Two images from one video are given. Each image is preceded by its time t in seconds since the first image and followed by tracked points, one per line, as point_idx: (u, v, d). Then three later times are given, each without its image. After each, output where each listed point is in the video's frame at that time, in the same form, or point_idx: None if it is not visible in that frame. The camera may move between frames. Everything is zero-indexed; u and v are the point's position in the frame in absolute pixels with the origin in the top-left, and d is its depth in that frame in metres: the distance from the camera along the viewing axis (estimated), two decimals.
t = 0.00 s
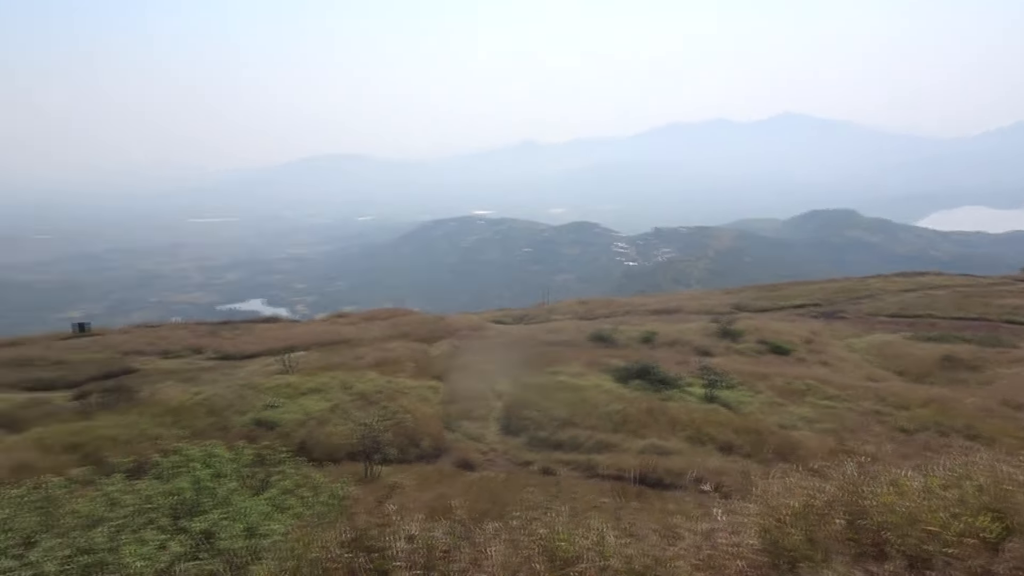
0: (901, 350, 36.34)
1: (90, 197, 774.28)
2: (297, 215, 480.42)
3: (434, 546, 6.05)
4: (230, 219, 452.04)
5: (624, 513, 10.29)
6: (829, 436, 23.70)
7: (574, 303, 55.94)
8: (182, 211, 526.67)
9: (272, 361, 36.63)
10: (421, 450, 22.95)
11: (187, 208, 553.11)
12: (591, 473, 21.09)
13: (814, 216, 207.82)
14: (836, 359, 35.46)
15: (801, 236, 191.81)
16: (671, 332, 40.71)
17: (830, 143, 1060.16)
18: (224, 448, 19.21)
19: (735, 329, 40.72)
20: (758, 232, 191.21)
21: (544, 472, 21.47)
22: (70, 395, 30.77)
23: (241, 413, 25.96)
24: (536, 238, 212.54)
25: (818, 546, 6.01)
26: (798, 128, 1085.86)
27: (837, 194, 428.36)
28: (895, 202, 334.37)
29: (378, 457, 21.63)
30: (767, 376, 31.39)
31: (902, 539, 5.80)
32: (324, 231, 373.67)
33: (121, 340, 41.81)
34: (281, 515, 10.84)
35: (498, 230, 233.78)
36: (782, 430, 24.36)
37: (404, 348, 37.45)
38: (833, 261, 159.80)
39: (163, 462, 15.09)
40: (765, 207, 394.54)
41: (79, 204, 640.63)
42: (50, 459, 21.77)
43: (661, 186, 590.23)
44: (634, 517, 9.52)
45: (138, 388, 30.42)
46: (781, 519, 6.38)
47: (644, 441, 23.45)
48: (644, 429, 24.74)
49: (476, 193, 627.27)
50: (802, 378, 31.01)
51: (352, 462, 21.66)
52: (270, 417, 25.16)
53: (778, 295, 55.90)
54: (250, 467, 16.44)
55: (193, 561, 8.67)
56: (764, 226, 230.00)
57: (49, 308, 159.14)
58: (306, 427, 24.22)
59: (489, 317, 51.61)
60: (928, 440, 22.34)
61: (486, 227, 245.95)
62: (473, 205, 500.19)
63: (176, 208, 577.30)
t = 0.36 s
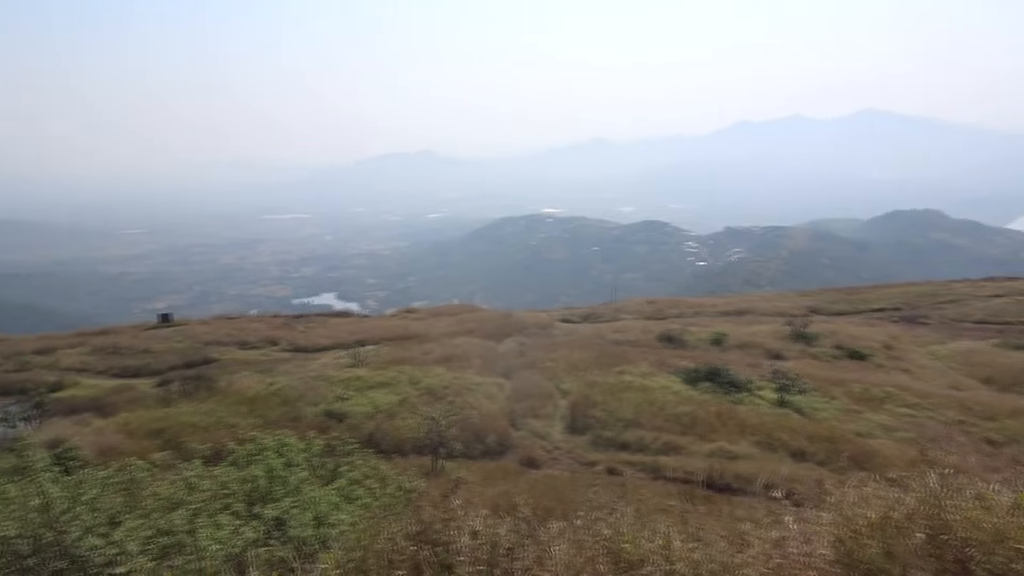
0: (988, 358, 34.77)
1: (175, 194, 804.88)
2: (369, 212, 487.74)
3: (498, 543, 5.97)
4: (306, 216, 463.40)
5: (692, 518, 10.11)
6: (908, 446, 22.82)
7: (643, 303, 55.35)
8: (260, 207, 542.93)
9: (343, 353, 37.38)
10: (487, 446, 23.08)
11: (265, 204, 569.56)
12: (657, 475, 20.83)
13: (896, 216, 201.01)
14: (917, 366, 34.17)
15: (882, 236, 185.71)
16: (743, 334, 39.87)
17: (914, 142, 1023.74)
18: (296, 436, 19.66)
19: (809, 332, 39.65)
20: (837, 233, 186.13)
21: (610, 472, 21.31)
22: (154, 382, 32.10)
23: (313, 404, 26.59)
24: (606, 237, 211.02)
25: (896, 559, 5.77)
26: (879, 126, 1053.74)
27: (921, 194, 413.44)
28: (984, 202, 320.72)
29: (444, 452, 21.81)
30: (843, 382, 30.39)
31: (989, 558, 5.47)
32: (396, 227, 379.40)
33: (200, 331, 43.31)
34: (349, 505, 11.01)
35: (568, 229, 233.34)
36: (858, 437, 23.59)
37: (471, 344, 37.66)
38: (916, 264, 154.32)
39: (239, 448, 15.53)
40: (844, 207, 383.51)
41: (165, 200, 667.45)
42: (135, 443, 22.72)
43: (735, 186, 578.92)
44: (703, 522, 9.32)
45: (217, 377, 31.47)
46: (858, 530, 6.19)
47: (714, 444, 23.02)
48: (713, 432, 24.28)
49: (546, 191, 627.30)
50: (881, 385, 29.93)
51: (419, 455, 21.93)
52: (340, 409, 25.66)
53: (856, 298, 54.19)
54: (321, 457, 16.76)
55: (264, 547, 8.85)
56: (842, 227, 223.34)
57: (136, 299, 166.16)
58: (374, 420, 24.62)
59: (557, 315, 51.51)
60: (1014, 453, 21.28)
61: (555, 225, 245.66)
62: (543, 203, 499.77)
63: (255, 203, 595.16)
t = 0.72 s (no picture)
0: None
1: (218, 190, 818.49)
2: (408, 207, 490.88)
3: (536, 536, 5.87)
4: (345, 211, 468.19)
5: (731, 518, 9.98)
6: (954, 447, 22.28)
7: (682, 299, 54.85)
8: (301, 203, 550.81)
9: (382, 347, 37.74)
10: (524, 441, 23.09)
11: (305, 201, 577.42)
12: (696, 472, 20.61)
13: (943, 213, 197.02)
14: (964, 365, 33.37)
15: (928, 234, 182.04)
16: (784, 331, 39.30)
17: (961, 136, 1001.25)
18: (335, 429, 19.88)
19: (852, 330, 38.93)
20: (882, 231, 182.98)
21: (647, 470, 21.16)
22: (198, 374, 32.73)
23: (351, 398, 26.83)
24: (644, 233, 209.68)
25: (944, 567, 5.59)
26: (925, 120, 1032.17)
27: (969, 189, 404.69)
28: None
29: (482, 446, 21.84)
30: (888, 381, 29.79)
31: None
32: (434, 223, 381.40)
33: (242, 324, 44.02)
34: (386, 498, 11.06)
35: (605, 224, 232.53)
36: (903, 437, 23.11)
37: (508, 339, 37.69)
38: (964, 261, 151.02)
39: (279, 440, 15.71)
40: (888, 203, 376.99)
41: (209, 196, 680.82)
42: (179, 433, 23.17)
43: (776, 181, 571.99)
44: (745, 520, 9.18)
45: (258, 370, 31.94)
46: (905, 532, 6.03)
47: (753, 443, 22.72)
48: (753, 430, 23.96)
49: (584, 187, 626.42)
50: (926, 384, 29.30)
51: (456, 450, 22.00)
52: (378, 403, 25.87)
53: (901, 296, 53.08)
54: (361, 450, 16.91)
55: (301, 538, 8.93)
56: (886, 223, 219.48)
57: (181, 293, 169.71)
58: (412, 414, 24.74)
59: (594, 311, 51.30)
60: None
61: (593, 220, 244.72)
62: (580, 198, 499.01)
63: (296, 199, 604.59)
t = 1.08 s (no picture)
0: None
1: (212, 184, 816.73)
2: (402, 201, 490.80)
3: (538, 537, 5.80)
4: (340, 205, 467.76)
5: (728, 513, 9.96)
6: (946, 443, 22.34)
7: (676, 294, 54.85)
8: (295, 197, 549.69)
9: (376, 343, 37.66)
10: (518, 436, 23.07)
11: (300, 194, 576.66)
12: (690, 468, 20.65)
13: (936, 208, 197.83)
14: (956, 360, 33.48)
15: (921, 229, 182.81)
16: (777, 326, 39.37)
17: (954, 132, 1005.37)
18: (330, 425, 19.85)
19: (845, 325, 39.03)
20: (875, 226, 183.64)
21: (641, 465, 21.17)
22: (191, 369, 32.57)
23: (345, 392, 26.76)
24: (639, 228, 209.97)
25: (948, 566, 5.56)
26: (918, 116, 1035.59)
27: (962, 185, 406.63)
28: None
29: (476, 442, 21.80)
30: (880, 376, 29.86)
31: None
32: (429, 217, 381.21)
33: (236, 318, 43.88)
34: (382, 495, 10.96)
35: (600, 219, 232.58)
36: (895, 433, 23.13)
37: (502, 334, 37.68)
38: (956, 256, 151.65)
39: (274, 436, 15.65)
40: (881, 199, 378.62)
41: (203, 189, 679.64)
42: (171, 428, 23.07)
43: (770, 177, 573.71)
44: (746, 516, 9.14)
45: (252, 364, 31.86)
46: (905, 532, 5.98)
47: (746, 438, 22.76)
48: (746, 425, 23.98)
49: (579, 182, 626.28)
50: (918, 379, 29.38)
51: (450, 445, 21.99)
52: (373, 398, 25.83)
53: (894, 291, 53.22)
54: (356, 446, 16.83)
55: (299, 535, 8.87)
56: (880, 218, 219.96)
57: (174, 286, 169.35)
58: (407, 409, 24.71)
59: (589, 306, 51.32)
60: None
61: (587, 215, 244.81)
62: (575, 193, 499.74)
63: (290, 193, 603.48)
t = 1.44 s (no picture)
0: (1018, 356, 34.17)
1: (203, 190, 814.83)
2: (394, 207, 490.95)
3: (544, 545, 5.78)
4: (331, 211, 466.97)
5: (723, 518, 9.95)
6: (937, 446, 22.46)
7: (668, 300, 54.92)
8: (286, 202, 547.85)
9: (369, 349, 37.59)
10: (512, 442, 23.04)
11: (292, 200, 574.91)
12: (684, 472, 20.67)
13: (925, 214, 199.01)
14: (945, 364, 33.67)
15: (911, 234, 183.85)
16: (769, 332, 39.45)
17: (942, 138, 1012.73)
18: (323, 432, 19.77)
19: (835, 329, 39.14)
20: (865, 231, 184.60)
21: (634, 470, 21.17)
22: (183, 376, 32.42)
23: (338, 399, 26.69)
24: (631, 234, 210.43)
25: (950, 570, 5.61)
26: (907, 122, 1043.73)
27: (951, 190, 409.45)
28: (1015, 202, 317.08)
29: (470, 448, 21.76)
30: (872, 380, 29.97)
31: None
32: (420, 223, 381.23)
33: (227, 325, 43.69)
34: (378, 503, 10.88)
35: (592, 224, 232.85)
36: (887, 437, 23.20)
37: (495, 340, 37.66)
38: (945, 261, 152.52)
39: (269, 444, 15.59)
40: (871, 205, 380.61)
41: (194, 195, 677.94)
42: (163, 436, 22.96)
43: (760, 183, 576.33)
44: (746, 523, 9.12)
45: (244, 371, 31.73)
46: (907, 534, 6.02)
47: (739, 443, 22.78)
48: (739, 430, 24.02)
49: (571, 187, 626.80)
50: (909, 383, 29.50)
51: (445, 451, 21.96)
52: (366, 404, 25.76)
53: (884, 296, 53.46)
54: (351, 453, 16.75)
55: (294, 545, 8.79)
56: (870, 224, 221.03)
57: (164, 293, 168.45)
58: (401, 416, 24.65)
59: (582, 311, 51.33)
60: None
61: (579, 220, 244.98)
62: (566, 199, 500.57)
63: (282, 199, 601.60)
